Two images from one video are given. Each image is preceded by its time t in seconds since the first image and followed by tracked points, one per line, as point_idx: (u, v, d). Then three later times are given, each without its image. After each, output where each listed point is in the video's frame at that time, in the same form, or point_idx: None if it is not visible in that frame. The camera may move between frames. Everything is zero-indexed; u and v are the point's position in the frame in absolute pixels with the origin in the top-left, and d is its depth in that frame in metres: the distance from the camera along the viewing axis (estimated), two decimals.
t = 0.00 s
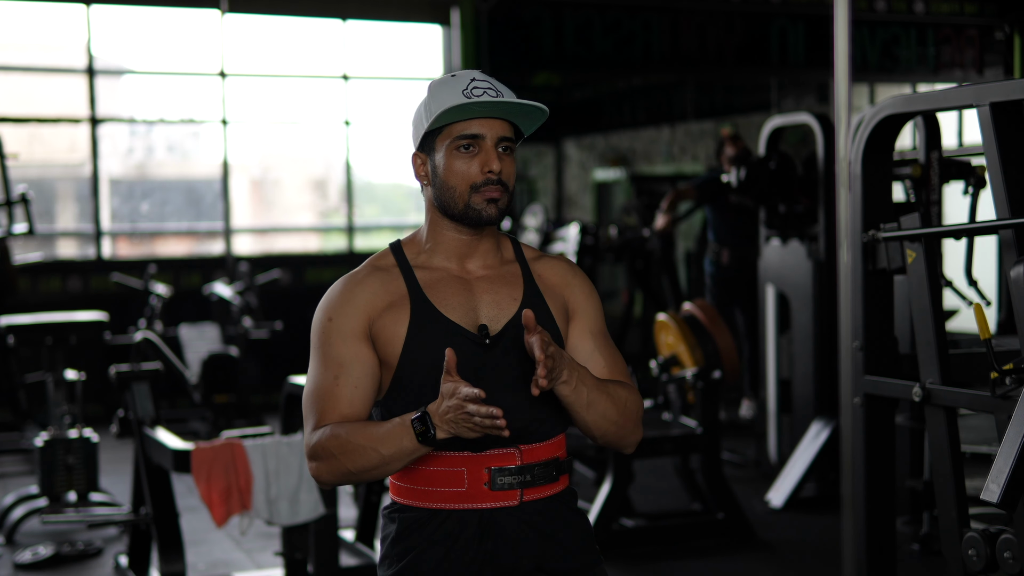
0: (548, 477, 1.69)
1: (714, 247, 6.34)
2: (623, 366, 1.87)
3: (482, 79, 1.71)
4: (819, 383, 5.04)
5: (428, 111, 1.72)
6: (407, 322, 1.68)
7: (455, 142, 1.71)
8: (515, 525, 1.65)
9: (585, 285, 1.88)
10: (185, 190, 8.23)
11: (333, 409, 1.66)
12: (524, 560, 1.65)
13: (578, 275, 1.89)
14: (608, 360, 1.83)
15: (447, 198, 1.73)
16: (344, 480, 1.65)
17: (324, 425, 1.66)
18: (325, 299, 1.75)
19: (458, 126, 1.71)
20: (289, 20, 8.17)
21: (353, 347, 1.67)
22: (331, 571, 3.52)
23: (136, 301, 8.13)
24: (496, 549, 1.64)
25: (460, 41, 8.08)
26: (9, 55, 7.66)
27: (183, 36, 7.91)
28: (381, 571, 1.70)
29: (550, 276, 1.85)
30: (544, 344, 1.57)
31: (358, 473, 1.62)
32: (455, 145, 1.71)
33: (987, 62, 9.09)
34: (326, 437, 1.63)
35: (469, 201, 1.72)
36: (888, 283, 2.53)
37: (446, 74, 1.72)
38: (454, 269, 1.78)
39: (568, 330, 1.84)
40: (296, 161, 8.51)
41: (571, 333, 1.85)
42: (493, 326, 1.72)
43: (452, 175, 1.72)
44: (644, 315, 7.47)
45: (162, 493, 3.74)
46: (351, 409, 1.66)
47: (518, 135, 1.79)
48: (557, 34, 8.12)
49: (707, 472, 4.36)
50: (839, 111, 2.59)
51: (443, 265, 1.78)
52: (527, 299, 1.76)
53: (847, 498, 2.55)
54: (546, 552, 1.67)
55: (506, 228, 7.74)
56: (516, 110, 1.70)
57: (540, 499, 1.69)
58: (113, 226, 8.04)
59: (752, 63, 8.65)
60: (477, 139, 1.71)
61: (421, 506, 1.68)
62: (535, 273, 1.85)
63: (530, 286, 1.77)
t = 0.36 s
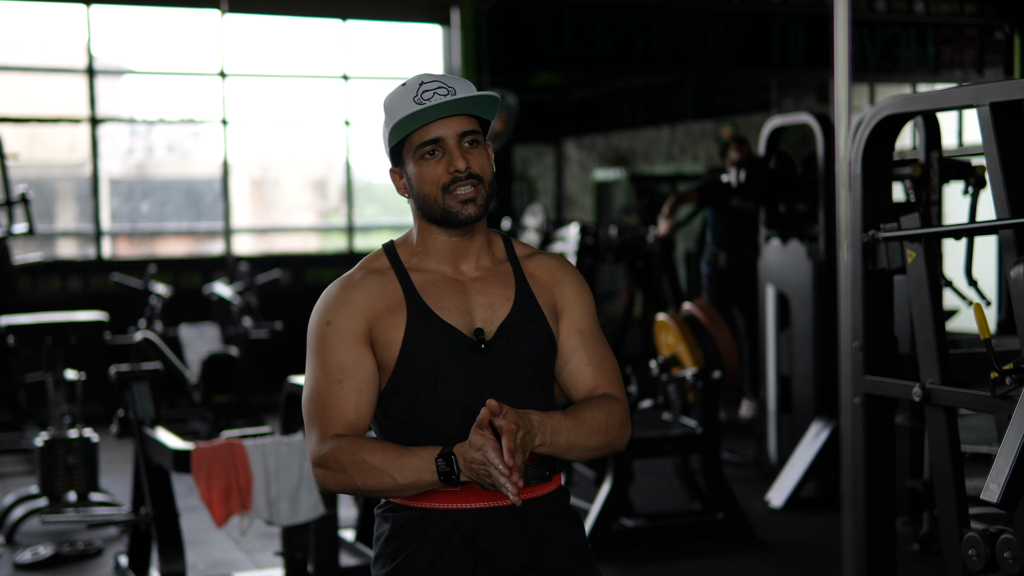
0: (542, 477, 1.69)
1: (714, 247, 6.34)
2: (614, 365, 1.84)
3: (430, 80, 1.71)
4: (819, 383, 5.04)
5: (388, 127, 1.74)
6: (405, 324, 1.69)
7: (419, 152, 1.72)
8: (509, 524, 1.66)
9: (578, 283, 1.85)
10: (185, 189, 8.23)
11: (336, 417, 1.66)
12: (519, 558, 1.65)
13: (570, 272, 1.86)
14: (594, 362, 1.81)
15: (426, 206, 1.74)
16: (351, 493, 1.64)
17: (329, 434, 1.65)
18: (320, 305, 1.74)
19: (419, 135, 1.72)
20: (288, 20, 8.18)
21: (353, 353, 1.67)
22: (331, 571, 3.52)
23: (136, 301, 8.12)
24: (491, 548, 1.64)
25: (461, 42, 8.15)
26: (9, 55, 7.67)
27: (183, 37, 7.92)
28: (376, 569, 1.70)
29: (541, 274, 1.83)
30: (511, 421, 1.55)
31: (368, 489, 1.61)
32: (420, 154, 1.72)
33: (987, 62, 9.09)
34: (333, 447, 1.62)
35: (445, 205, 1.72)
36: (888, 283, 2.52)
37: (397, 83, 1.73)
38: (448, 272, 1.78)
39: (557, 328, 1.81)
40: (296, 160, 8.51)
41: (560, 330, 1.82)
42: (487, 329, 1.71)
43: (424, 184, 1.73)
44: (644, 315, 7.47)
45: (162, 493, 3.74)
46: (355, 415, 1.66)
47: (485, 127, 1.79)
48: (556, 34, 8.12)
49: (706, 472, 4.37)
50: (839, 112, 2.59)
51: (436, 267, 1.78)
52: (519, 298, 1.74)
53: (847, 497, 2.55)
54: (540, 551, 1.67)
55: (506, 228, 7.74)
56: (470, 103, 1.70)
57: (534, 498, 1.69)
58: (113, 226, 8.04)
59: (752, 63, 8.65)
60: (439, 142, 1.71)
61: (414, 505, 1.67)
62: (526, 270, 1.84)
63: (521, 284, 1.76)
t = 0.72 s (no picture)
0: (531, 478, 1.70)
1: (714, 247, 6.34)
2: (601, 365, 1.85)
3: (413, 89, 1.70)
4: (819, 383, 5.04)
5: (375, 140, 1.73)
6: (397, 327, 1.68)
7: (407, 165, 1.71)
8: (500, 526, 1.66)
9: (564, 284, 1.86)
10: (185, 189, 8.23)
11: (329, 422, 1.65)
12: (511, 559, 1.65)
13: (558, 272, 1.88)
14: (582, 363, 1.82)
15: (416, 219, 1.74)
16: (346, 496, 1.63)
17: (323, 439, 1.64)
18: (308, 310, 1.73)
19: (406, 148, 1.71)
20: (289, 20, 8.21)
21: (344, 357, 1.66)
22: (331, 571, 3.52)
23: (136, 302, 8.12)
24: (483, 551, 1.65)
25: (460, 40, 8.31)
26: (9, 55, 7.66)
27: (183, 37, 7.92)
28: (366, 572, 1.70)
29: (528, 275, 1.84)
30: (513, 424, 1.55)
31: (367, 491, 1.61)
32: (409, 167, 1.71)
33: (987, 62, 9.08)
34: (328, 452, 1.61)
35: (436, 218, 1.72)
36: (888, 283, 2.52)
37: (380, 94, 1.73)
38: (437, 276, 1.78)
39: (545, 328, 1.82)
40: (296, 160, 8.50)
41: (548, 331, 1.82)
42: (479, 333, 1.72)
43: (415, 198, 1.72)
44: (644, 315, 7.47)
45: (162, 493, 3.74)
46: (349, 419, 1.65)
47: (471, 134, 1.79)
48: (556, 34, 8.13)
49: (706, 472, 4.37)
50: (839, 111, 2.59)
51: (424, 272, 1.78)
52: (508, 300, 1.75)
53: (847, 497, 2.55)
54: (532, 551, 1.67)
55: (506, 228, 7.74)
56: (456, 117, 1.70)
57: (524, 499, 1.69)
58: (112, 226, 8.03)
59: (752, 63, 8.66)
60: (427, 155, 1.71)
61: (405, 508, 1.67)
62: (513, 272, 1.85)
63: (511, 287, 1.77)
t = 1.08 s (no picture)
0: (522, 480, 1.70)
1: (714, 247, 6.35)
2: (597, 352, 1.84)
3: (407, 99, 1.69)
4: (819, 383, 5.04)
5: (368, 151, 1.72)
6: (395, 315, 1.69)
7: (403, 175, 1.70)
8: (492, 529, 1.65)
9: (555, 275, 1.90)
10: (185, 190, 8.23)
11: (338, 409, 1.62)
12: (503, 563, 1.65)
13: (549, 266, 1.92)
14: (576, 346, 1.82)
15: (410, 228, 1.73)
16: (367, 476, 1.59)
17: (335, 423, 1.61)
18: (301, 311, 1.72)
19: (401, 160, 1.70)
20: (290, 20, 8.21)
21: (347, 344, 1.65)
22: (331, 571, 3.52)
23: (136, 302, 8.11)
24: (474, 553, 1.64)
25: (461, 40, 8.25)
26: (9, 55, 7.65)
27: (183, 37, 7.91)
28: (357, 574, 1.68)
29: (519, 267, 1.89)
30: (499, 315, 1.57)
31: (388, 458, 1.56)
32: (404, 178, 1.70)
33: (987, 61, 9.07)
34: (341, 432, 1.58)
35: (431, 229, 1.71)
36: (888, 283, 2.52)
37: (371, 102, 1.71)
38: (429, 273, 1.79)
39: (538, 318, 1.85)
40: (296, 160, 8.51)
41: (541, 320, 1.85)
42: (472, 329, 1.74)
43: (410, 209, 1.72)
44: (644, 316, 7.46)
45: (162, 493, 3.74)
46: (358, 400, 1.63)
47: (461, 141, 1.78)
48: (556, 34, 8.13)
49: (707, 472, 4.36)
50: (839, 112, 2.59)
51: (416, 269, 1.79)
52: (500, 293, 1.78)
53: (847, 496, 2.55)
54: (523, 554, 1.67)
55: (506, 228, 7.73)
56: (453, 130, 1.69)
57: (515, 501, 1.69)
58: (113, 226, 8.04)
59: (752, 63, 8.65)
60: (422, 166, 1.70)
61: (398, 509, 1.67)
62: (504, 266, 1.89)
63: (502, 278, 1.81)
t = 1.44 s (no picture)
0: (528, 476, 1.70)
1: (714, 248, 6.34)
2: (600, 350, 1.84)
3: (420, 109, 1.68)
4: (819, 383, 5.04)
5: (379, 157, 1.71)
6: (396, 316, 1.68)
7: (412, 185, 1.69)
8: (500, 526, 1.65)
9: (557, 273, 1.89)
10: (185, 190, 8.25)
11: (337, 408, 1.62)
12: (510, 559, 1.65)
13: (551, 265, 1.91)
14: (580, 344, 1.82)
15: (417, 234, 1.72)
16: (366, 475, 1.58)
17: (336, 423, 1.61)
18: (304, 310, 1.72)
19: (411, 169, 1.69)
20: (290, 20, 8.16)
21: (347, 344, 1.65)
22: (331, 571, 3.51)
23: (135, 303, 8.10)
24: (481, 549, 1.64)
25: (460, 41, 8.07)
26: (9, 55, 7.66)
27: (183, 36, 7.89)
28: (365, 572, 1.68)
29: (522, 267, 1.87)
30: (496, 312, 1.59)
31: (386, 457, 1.56)
32: (412, 187, 1.69)
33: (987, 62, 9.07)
34: (341, 430, 1.58)
35: (437, 237, 1.70)
36: (888, 283, 2.52)
37: (383, 109, 1.70)
38: (431, 271, 1.78)
39: (541, 317, 1.83)
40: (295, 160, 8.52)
41: (544, 320, 1.84)
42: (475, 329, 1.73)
43: (417, 217, 1.71)
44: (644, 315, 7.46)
45: (162, 493, 3.74)
46: (358, 400, 1.63)
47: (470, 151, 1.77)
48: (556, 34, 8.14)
49: (707, 472, 4.36)
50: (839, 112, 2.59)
51: (419, 267, 1.78)
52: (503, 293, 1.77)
53: (847, 497, 2.55)
54: (529, 549, 1.67)
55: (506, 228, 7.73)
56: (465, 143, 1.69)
57: (522, 498, 1.69)
58: (112, 226, 8.06)
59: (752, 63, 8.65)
60: (432, 177, 1.69)
61: (405, 507, 1.67)
62: (506, 265, 1.87)
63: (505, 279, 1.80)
